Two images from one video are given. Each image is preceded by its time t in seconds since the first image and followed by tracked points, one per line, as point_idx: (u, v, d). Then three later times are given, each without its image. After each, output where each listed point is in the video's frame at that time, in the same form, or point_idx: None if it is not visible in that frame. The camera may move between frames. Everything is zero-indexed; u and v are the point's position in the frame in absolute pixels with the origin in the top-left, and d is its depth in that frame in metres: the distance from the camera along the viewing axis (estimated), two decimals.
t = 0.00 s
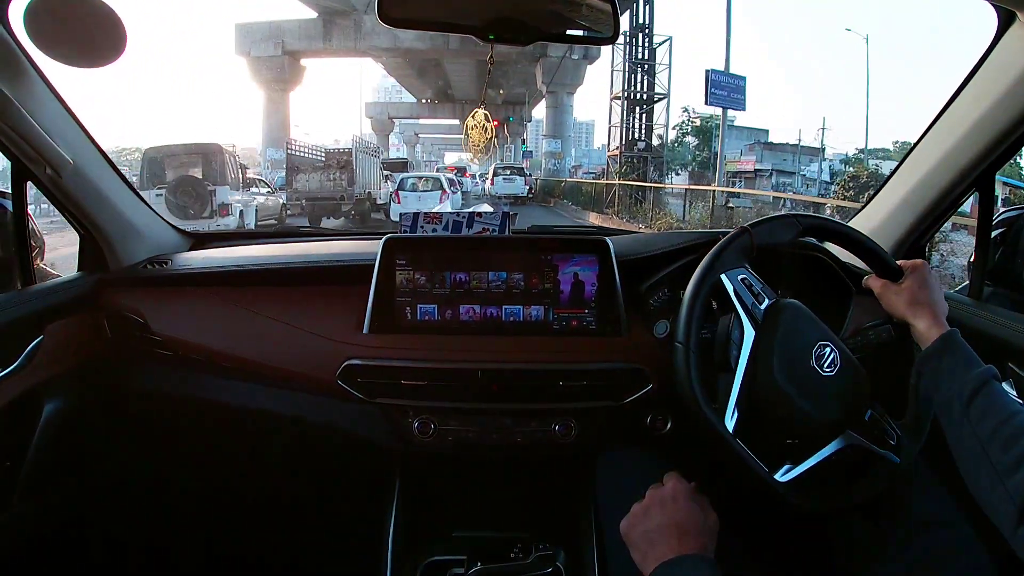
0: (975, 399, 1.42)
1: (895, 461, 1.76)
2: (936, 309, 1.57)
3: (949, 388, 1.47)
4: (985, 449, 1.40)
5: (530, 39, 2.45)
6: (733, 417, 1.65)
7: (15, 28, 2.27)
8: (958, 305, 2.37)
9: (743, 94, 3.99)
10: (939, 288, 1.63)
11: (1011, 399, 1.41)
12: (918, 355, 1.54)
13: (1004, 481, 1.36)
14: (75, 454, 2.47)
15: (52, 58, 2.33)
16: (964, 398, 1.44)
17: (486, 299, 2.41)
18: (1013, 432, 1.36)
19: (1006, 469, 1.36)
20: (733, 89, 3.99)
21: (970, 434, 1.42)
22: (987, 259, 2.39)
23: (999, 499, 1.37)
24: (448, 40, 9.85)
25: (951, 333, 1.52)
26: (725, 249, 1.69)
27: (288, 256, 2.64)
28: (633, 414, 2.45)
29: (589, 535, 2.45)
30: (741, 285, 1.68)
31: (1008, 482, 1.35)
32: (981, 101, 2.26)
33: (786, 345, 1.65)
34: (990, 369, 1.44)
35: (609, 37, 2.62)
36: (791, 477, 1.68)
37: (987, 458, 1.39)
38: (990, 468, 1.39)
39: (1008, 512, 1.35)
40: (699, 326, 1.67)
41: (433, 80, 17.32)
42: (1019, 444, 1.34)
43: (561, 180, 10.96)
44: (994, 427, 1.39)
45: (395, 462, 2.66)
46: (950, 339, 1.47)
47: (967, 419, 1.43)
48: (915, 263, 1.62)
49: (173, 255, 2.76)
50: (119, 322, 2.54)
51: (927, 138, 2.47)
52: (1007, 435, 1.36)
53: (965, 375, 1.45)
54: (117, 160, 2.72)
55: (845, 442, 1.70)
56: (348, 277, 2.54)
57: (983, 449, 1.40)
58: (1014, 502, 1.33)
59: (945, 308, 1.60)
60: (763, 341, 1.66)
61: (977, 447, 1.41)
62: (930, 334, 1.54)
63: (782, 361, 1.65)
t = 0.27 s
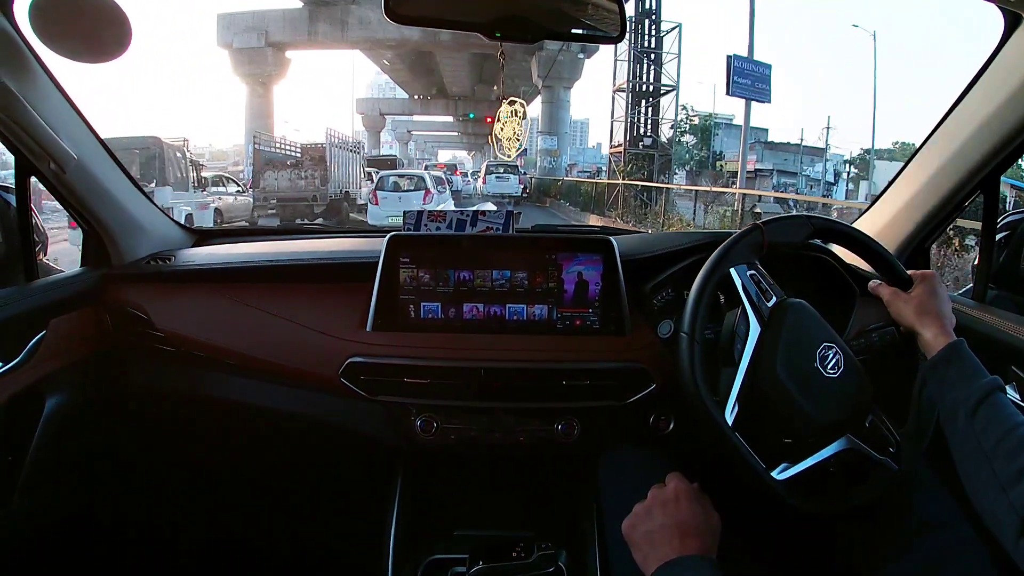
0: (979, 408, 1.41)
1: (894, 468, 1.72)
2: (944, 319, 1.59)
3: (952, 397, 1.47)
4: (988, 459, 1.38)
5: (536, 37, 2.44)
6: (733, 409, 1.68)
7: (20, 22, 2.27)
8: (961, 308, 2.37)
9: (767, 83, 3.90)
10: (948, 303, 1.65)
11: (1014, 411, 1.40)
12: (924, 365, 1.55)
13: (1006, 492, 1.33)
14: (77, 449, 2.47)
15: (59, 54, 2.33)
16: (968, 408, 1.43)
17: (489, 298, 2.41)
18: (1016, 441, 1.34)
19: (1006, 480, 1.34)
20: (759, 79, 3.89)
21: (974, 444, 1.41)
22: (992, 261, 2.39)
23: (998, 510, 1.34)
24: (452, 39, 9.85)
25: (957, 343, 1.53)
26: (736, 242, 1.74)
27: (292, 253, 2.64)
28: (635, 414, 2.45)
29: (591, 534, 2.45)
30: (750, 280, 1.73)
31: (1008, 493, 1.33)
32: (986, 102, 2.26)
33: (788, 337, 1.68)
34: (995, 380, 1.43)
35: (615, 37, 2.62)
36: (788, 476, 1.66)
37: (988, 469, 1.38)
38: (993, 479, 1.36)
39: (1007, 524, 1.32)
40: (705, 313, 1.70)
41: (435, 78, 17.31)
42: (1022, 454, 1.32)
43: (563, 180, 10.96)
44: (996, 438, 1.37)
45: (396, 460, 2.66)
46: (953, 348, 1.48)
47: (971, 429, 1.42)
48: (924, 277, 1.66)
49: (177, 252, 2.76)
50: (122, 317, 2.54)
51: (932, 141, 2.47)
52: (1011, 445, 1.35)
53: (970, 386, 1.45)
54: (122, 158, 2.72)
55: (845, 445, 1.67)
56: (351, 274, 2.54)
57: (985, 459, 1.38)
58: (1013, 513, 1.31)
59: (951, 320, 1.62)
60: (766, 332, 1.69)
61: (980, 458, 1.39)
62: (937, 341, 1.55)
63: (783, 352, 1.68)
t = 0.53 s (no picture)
0: (983, 419, 1.42)
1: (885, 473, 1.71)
2: (950, 327, 1.54)
3: (955, 405, 1.47)
4: (991, 470, 1.41)
5: (537, 37, 2.43)
6: (728, 402, 1.70)
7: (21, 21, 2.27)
8: (963, 309, 2.37)
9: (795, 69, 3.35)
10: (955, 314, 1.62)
11: (1015, 419, 1.43)
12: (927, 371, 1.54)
13: (1009, 503, 1.38)
14: (78, 449, 2.47)
15: (60, 55, 2.33)
16: (971, 417, 1.44)
17: (490, 298, 2.40)
18: (1019, 455, 1.38)
19: (1012, 494, 1.38)
20: (785, 64, 3.35)
21: (976, 454, 1.43)
22: (993, 262, 2.38)
23: (1002, 523, 1.39)
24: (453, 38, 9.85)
25: (963, 351, 1.50)
26: (744, 238, 1.74)
27: (293, 254, 2.63)
28: (636, 414, 2.45)
29: (592, 534, 2.45)
30: (755, 276, 1.74)
31: (1013, 506, 1.37)
32: (988, 103, 2.25)
33: (792, 336, 1.69)
34: (997, 388, 1.45)
35: (616, 37, 2.62)
36: (782, 472, 1.66)
37: (993, 481, 1.41)
38: (996, 490, 1.40)
39: (1011, 537, 1.37)
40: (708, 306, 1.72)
41: (435, 77, 17.29)
42: None
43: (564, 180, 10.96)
44: (1002, 451, 1.40)
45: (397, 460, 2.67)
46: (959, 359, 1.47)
47: (973, 439, 1.44)
48: (932, 286, 1.62)
49: (177, 252, 2.76)
50: (123, 317, 2.54)
51: (934, 142, 2.46)
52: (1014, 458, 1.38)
53: (974, 395, 1.45)
54: (124, 158, 2.71)
55: (840, 448, 1.67)
56: (351, 274, 2.54)
57: (989, 471, 1.41)
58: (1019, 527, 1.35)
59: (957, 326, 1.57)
60: (769, 330, 1.71)
61: (982, 468, 1.43)
62: (942, 350, 1.51)
63: (786, 348, 1.69)
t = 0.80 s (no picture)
0: (975, 413, 1.40)
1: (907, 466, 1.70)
2: (940, 323, 1.54)
3: (946, 401, 1.45)
4: (986, 465, 1.39)
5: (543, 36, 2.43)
6: (742, 419, 1.70)
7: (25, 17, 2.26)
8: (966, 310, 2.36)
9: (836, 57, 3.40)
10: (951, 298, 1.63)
11: (1008, 413, 1.41)
12: (920, 367, 1.52)
13: (1004, 498, 1.36)
14: (81, 448, 2.47)
15: (65, 54, 2.34)
16: (963, 412, 1.42)
17: (494, 298, 2.40)
18: (1013, 448, 1.36)
19: (1008, 489, 1.35)
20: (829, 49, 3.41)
21: (969, 449, 1.41)
22: (997, 264, 2.39)
23: (1001, 519, 1.36)
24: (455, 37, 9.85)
25: (952, 347, 1.49)
26: (738, 248, 1.73)
27: (296, 253, 2.63)
28: (639, 415, 2.45)
29: (595, 534, 2.45)
30: (752, 286, 1.74)
31: (1010, 501, 1.35)
32: (992, 104, 2.25)
33: (791, 342, 1.70)
34: (989, 382, 1.43)
35: (620, 37, 2.62)
36: (799, 481, 1.71)
37: (988, 476, 1.38)
38: (991, 485, 1.38)
39: (1010, 533, 1.34)
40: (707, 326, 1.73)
41: (438, 76, 17.29)
42: (1020, 461, 1.34)
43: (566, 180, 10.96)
44: (996, 444, 1.38)
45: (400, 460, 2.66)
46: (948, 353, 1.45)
47: (966, 434, 1.42)
48: (925, 272, 1.63)
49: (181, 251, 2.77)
50: (126, 317, 2.54)
51: (937, 143, 2.46)
52: (1008, 451, 1.36)
53: (965, 389, 1.44)
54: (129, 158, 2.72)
55: (848, 449, 1.68)
56: (355, 274, 2.54)
57: (983, 466, 1.39)
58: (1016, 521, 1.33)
59: (950, 324, 1.57)
60: (771, 339, 1.72)
61: (976, 463, 1.40)
62: (931, 346, 1.51)
63: (788, 357, 1.70)
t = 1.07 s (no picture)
0: (953, 390, 1.40)
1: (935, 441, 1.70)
2: (911, 299, 1.52)
3: (922, 379, 1.44)
4: (968, 444, 1.38)
5: (543, 32, 2.41)
6: (767, 453, 1.67)
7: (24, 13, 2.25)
8: (969, 307, 2.35)
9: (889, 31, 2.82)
10: (922, 266, 1.62)
11: (986, 387, 1.41)
12: (892, 345, 1.51)
13: (990, 476, 1.35)
14: (81, 446, 2.46)
15: (64, 50, 2.33)
16: (941, 390, 1.41)
17: (495, 295, 2.39)
18: (994, 424, 1.35)
19: (993, 464, 1.35)
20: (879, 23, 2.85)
21: (950, 427, 1.40)
22: (1000, 261, 2.40)
23: (987, 495, 1.35)
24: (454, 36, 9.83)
25: (926, 321, 1.48)
26: (715, 280, 1.71)
27: (296, 250, 2.62)
28: (641, 413, 2.44)
29: (596, 532, 2.44)
30: (738, 313, 1.71)
31: (995, 476, 1.34)
32: (994, 102, 2.22)
33: (789, 355, 1.67)
34: (965, 358, 1.42)
35: (622, 33, 2.60)
36: (834, 485, 1.69)
37: (971, 453, 1.38)
38: (974, 464, 1.38)
39: (998, 508, 1.34)
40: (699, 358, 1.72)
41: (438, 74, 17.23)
42: (1002, 438, 1.34)
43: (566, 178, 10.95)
44: (977, 420, 1.37)
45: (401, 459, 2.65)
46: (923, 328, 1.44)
47: (945, 412, 1.41)
48: (896, 243, 1.62)
49: (181, 249, 2.76)
50: (127, 315, 2.54)
51: (940, 141, 2.44)
52: (991, 428, 1.35)
53: (940, 368, 1.43)
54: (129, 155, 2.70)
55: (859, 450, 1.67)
56: (356, 271, 2.53)
57: (965, 443, 1.38)
58: (1004, 496, 1.32)
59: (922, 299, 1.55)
60: (770, 356, 1.68)
61: (958, 442, 1.39)
62: (904, 322, 1.49)
63: (788, 371, 1.67)
